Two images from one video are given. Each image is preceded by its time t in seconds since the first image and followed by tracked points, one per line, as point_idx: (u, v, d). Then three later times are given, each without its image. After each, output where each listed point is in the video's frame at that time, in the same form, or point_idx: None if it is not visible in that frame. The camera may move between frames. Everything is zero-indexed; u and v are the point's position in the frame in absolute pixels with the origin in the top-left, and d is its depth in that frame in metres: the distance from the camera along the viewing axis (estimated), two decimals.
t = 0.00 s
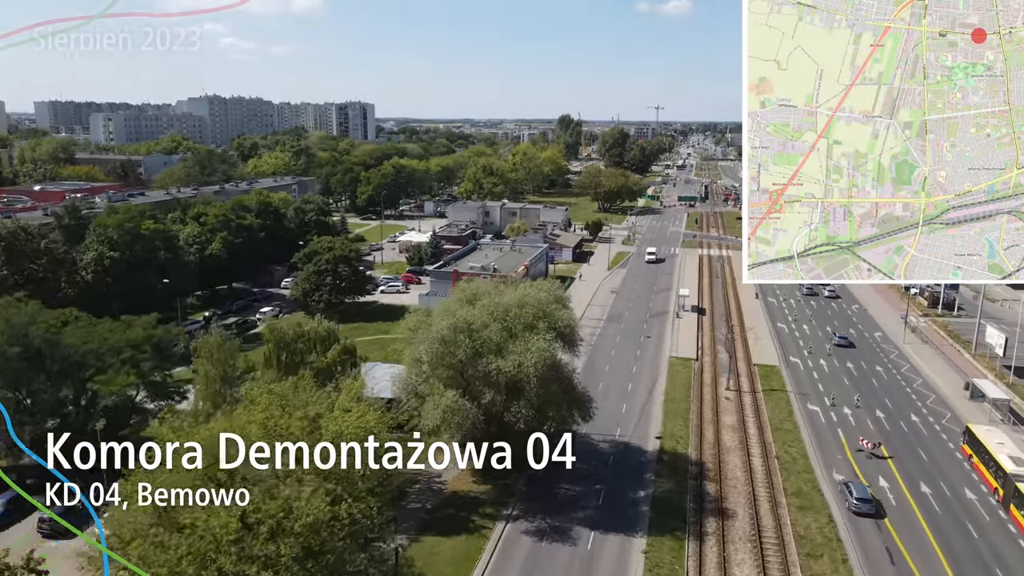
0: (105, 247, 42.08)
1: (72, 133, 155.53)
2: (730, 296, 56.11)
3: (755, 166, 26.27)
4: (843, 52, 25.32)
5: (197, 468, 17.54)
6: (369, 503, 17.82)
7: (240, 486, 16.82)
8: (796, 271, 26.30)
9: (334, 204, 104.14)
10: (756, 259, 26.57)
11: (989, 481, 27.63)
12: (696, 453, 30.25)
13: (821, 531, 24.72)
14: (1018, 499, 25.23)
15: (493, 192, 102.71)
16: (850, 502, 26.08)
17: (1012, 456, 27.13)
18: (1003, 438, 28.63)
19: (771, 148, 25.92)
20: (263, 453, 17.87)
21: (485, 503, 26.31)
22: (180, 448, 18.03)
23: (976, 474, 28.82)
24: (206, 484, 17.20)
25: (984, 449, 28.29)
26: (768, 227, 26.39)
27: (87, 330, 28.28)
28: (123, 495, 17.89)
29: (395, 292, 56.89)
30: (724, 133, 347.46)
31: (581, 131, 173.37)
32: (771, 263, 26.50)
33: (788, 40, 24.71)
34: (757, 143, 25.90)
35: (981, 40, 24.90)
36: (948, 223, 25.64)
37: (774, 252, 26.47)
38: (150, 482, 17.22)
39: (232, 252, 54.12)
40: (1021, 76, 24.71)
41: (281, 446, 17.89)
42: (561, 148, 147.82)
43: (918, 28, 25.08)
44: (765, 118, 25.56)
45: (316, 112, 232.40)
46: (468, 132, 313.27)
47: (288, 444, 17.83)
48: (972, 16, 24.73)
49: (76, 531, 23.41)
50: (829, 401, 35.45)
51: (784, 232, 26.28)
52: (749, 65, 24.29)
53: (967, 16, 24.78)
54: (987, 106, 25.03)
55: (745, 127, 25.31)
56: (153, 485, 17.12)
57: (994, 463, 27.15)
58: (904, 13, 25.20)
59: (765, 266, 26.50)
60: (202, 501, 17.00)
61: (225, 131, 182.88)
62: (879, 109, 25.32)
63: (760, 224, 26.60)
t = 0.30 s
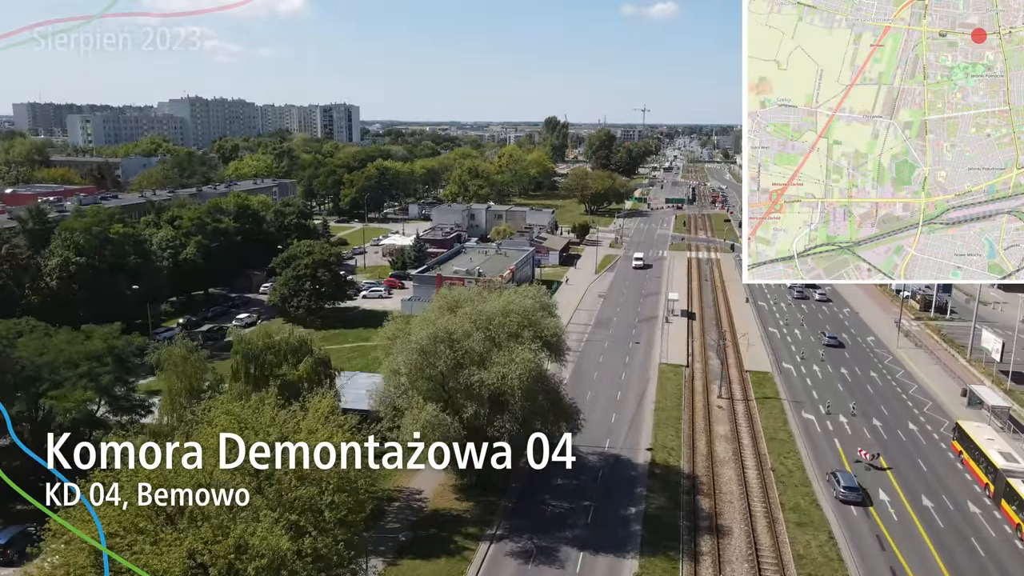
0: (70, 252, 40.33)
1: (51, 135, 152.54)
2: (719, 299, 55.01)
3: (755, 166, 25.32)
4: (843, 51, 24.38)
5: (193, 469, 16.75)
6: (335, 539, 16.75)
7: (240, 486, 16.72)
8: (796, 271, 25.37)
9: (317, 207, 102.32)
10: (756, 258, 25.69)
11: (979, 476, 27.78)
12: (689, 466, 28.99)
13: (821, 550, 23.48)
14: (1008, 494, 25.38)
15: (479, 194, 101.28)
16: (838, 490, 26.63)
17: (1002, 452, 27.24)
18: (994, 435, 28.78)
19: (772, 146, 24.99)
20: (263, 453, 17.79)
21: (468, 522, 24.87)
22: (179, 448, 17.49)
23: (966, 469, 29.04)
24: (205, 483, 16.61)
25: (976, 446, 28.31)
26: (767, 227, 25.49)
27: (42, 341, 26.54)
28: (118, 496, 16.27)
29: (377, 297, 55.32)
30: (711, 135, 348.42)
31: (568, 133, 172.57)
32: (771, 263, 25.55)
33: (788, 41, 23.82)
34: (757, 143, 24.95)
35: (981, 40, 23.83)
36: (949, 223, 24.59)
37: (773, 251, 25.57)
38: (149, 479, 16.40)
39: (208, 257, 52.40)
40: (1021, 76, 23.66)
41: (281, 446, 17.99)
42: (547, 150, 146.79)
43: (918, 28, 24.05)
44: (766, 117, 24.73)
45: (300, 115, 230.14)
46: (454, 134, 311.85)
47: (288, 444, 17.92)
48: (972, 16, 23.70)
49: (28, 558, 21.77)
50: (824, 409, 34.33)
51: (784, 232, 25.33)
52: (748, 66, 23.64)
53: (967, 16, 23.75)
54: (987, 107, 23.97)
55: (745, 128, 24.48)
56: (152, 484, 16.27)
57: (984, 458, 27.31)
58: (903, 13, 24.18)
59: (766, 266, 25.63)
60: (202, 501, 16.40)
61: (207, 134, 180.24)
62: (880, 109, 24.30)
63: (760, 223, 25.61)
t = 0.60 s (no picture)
0: (27, 259, 37.51)
1: (22, 137, 148.78)
2: (707, 304, 53.76)
3: (755, 166, 23.94)
4: (843, 51, 23.12)
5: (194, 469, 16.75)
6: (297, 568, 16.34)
7: (240, 485, 16.73)
8: (796, 271, 24.08)
9: (296, 210, 100.16)
10: (754, 258, 24.40)
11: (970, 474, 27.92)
12: (682, 482, 27.53)
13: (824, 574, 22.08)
14: (1000, 490, 25.40)
15: (461, 197, 99.60)
16: (825, 479, 27.18)
17: (992, 448, 27.44)
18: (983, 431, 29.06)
19: (773, 146, 23.70)
20: (264, 453, 18.17)
21: (448, 547, 23.21)
22: (177, 446, 17.28)
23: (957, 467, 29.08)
24: (205, 484, 16.51)
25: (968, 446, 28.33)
26: (768, 227, 24.16)
27: None
28: (117, 495, 16.43)
29: (355, 303, 53.46)
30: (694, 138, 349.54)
31: (551, 135, 171.48)
32: (771, 263, 24.26)
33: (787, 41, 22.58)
34: (756, 143, 23.68)
35: (981, 40, 22.63)
36: (948, 223, 23.35)
37: (773, 252, 24.29)
38: (148, 479, 16.34)
39: (178, 262, 50.33)
40: (1022, 76, 22.45)
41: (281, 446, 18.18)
42: (530, 152, 145.56)
43: (918, 28, 22.84)
44: (767, 117, 23.50)
45: (281, 117, 227.25)
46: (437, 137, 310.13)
47: (288, 444, 18.16)
48: (972, 16, 22.52)
49: None
50: (819, 419, 33.08)
51: (783, 232, 24.05)
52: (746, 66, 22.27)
53: (967, 16, 22.56)
54: (987, 106, 22.76)
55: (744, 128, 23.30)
56: (152, 483, 16.22)
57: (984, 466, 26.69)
58: (903, 12, 22.97)
59: (766, 266, 24.31)
60: (201, 501, 16.28)
61: (184, 136, 176.97)
62: (880, 109, 23.07)
63: (761, 223, 24.19)
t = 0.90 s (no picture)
0: None
1: None
2: (697, 309, 52.54)
3: (754, 166, 22.67)
4: (842, 51, 21.94)
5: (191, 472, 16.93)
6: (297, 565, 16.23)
7: (240, 487, 16.72)
8: (796, 271, 22.94)
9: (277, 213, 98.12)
10: (752, 258, 23.16)
11: (962, 471, 28.04)
12: (676, 497, 26.24)
13: None
14: (992, 487, 25.59)
15: (446, 199, 98.04)
16: (812, 467, 27.90)
17: (985, 447, 27.52)
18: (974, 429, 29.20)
19: (773, 146, 22.50)
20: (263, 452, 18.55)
21: (431, 571, 21.70)
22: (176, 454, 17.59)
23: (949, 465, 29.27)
24: (204, 484, 16.57)
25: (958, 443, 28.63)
26: (767, 227, 22.97)
27: None
28: (117, 495, 15.99)
29: (336, 309, 51.78)
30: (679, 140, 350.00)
31: (537, 137, 170.28)
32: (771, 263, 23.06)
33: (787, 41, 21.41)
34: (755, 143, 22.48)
35: (981, 40, 21.54)
36: (949, 223, 22.22)
37: (773, 252, 23.10)
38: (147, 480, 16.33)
39: (150, 268, 48.43)
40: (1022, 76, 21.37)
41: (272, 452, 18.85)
42: (515, 154, 144.25)
43: (918, 28, 21.68)
44: (766, 117, 22.37)
45: (263, 118, 224.38)
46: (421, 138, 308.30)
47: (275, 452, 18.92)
48: (972, 16, 21.42)
49: None
50: (817, 428, 31.94)
51: (783, 232, 22.86)
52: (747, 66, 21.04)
53: (967, 16, 21.45)
54: (987, 106, 21.66)
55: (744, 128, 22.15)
56: (152, 485, 16.16)
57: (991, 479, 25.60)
58: (903, 13, 21.80)
59: (765, 267, 23.11)
60: (201, 501, 16.40)
61: (163, 138, 173.91)
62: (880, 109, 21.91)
63: (760, 223, 22.96)
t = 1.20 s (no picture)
0: None
1: None
2: (687, 313, 51.23)
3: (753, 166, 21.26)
4: (841, 50, 20.63)
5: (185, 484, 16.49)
6: None
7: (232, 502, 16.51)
8: (797, 271, 21.30)
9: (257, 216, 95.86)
10: (752, 258, 21.55)
11: (955, 471, 27.95)
12: (670, 517, 24.75)
13: None
14: (985, 486, 25.51)
15: (429, 202, 96.28)
16: (799, 458, 28.54)
17: (977, 445, 27.44)
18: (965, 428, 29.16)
19: (773, 146, 21.18)
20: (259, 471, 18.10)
21: None
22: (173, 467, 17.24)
23: (939, 463, 29.33)
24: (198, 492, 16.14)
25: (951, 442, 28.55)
26: (767, 227, 21.46)
27: None
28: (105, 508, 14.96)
29: (315, 315, 49.92)
30: (665, 142, 350.23)
31: (522, 138, 168.92)
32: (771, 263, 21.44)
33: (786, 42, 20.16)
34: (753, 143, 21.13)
35: (980, 40, 20.32)
36: (949, 223, 20.81)
37: (772, 252, 21.55)
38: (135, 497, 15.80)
39: (118, 273, 46.26)
40: None
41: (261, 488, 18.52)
42: (500, 155, 142.69)
43: (918, 29, 20.44)
44: (766, 117, 21.05)
45: (245, 120, 221.25)
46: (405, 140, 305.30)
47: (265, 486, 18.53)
48: (972, 17, 20.19)
49: None
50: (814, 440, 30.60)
51: (783, 233, 21.38)
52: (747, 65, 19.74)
53: (966, 16, 20.23)
54: (987, 106, 20.37)
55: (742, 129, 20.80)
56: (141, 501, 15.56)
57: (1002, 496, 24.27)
58: (903, 13, 20.56)
59: (765, 267, 21.46)
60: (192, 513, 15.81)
61: (141, 140, 170.60)
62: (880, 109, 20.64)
63: (760, 223, 21.45)
